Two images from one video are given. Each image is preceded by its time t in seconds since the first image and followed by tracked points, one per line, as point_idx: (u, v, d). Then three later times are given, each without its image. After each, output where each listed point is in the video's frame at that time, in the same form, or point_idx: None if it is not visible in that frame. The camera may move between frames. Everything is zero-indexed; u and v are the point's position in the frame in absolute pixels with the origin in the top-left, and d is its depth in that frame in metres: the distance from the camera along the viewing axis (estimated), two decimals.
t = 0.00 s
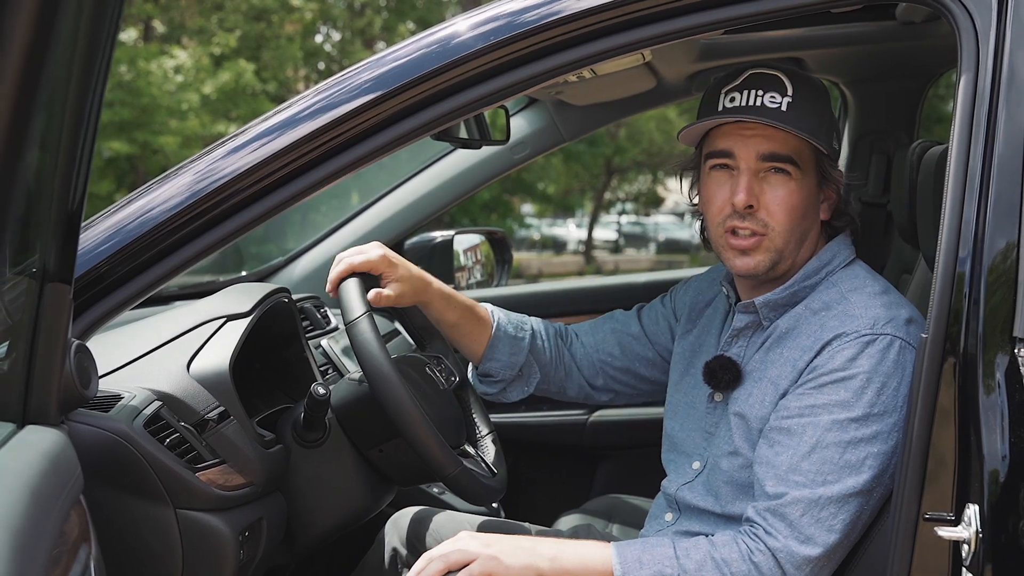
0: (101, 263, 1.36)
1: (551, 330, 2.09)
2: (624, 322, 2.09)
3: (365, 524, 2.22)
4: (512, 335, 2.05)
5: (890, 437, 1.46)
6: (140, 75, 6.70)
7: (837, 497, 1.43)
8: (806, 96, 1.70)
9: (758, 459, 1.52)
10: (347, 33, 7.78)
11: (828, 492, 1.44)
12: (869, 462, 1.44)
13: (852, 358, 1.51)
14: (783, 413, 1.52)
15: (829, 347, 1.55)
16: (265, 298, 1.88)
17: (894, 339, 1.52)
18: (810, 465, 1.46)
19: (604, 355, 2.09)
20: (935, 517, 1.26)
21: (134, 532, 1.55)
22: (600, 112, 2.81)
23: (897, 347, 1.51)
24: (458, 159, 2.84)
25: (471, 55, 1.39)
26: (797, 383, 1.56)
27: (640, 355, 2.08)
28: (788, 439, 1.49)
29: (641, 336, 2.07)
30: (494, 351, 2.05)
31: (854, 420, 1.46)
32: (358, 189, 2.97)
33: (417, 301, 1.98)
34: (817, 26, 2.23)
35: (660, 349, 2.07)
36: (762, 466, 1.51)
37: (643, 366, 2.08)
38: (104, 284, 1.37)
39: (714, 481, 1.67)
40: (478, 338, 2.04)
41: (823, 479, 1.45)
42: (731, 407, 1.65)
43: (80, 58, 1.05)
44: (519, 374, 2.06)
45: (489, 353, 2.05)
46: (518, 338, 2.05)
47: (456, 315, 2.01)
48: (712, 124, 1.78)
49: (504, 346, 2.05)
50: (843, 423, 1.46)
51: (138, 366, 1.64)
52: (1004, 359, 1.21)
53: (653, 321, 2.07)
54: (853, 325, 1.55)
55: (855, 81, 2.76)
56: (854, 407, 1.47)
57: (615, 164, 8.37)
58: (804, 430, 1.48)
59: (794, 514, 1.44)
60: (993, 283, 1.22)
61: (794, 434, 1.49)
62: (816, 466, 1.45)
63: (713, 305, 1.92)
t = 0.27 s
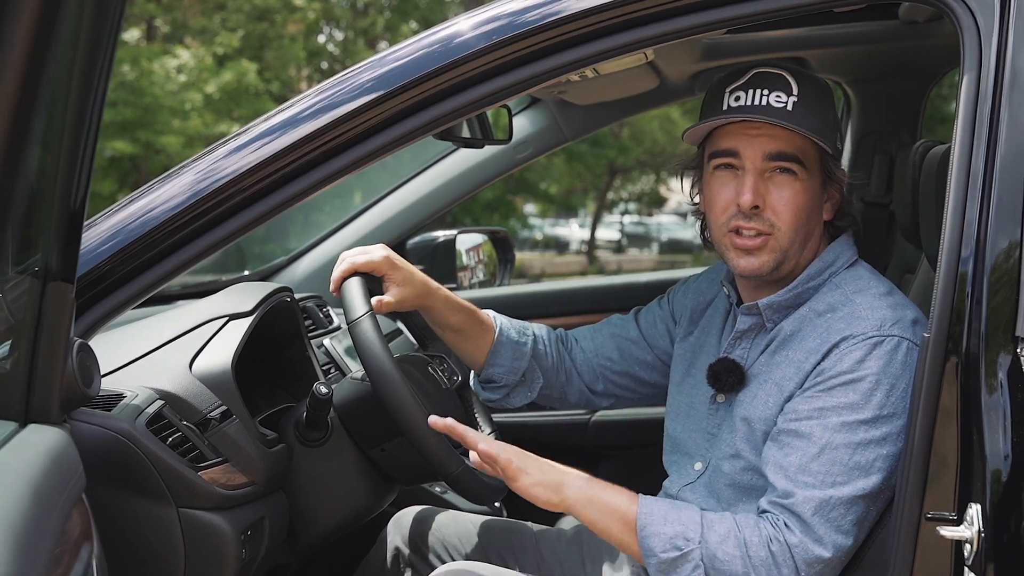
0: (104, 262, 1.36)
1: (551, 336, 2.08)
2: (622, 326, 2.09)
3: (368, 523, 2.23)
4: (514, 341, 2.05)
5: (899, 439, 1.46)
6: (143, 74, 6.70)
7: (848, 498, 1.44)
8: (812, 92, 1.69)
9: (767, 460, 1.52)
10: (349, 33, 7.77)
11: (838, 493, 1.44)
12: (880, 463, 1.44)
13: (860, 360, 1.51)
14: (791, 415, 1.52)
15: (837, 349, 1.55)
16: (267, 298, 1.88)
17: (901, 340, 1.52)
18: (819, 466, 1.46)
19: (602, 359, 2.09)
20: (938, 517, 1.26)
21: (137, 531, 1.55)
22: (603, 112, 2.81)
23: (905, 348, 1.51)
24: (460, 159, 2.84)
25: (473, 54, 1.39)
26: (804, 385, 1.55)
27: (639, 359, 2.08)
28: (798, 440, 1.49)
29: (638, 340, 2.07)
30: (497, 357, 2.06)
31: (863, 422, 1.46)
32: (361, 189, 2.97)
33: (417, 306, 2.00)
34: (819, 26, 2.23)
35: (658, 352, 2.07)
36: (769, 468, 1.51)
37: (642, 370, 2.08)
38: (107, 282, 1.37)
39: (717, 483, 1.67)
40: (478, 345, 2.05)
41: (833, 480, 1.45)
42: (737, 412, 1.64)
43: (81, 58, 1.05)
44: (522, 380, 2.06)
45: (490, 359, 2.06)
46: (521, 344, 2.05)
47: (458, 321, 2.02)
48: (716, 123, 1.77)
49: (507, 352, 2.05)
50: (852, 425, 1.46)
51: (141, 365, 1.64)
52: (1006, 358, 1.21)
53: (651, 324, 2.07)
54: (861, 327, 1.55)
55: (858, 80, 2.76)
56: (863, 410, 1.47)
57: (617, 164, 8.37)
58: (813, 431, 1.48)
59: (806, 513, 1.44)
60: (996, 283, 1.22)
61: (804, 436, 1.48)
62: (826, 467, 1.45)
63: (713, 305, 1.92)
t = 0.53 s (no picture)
0: (106, 261, 1.36)
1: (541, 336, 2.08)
2: (610, 325, 2.09)
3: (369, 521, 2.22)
4: (513, 339, 2.07)
5: (895, 452, 1.46)
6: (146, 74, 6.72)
7: (842, 513, 1.44)
8: (783, 110, 1.64)
9: (764, 474, 1.51)
10: (352, 32, 7.78)
11: (834, 509, 1.44)
12: (875, 477, 1.44)
13: (855, 374, 1.50)
14: (786, 430, 1.51)
15: (831, 362, 1.54)
16: (269, 296, 1.88)
17: (895, 351, 1.51)
18: (815, 482, 1.45)
19: (592, 359, 2.08)
20: (939, 516, 1.26)
21: (139, 529, 1.55)
22: (606, 111, 2.81)
23: (899, 359, 1.50)
24: (462, 158, 2.84)
25: (474, 54, 1.39)
26: (798, 400, 1.55)
27: (628, 358, 2.07)
28: (793, 455, 1.48)
29: (626, 339, 2.06)
30: (495, 355, 2.07)
31: (859, 436, 1.46)
32: (363, 189, 2.97)
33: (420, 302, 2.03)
34: (822, 26, 2.23)
35: (646, 352, 2.05)
36: (765, 481, 1.51)
37: (632, 369, 2.07)
38: (109, 280, 1.37)
39: (713, 493, 1.68)
40: (477, 344, 2.07)
41: (829, 495, 1.45)
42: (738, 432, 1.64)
43: (84, 56, 1.05)
44: (519, 381, 2.07)
45: (489, 356, 2.07)
46: (520, 343, 2.06)
47: (459, 317, 2.04)
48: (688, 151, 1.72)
49: (505, 350, 2.07)
50: (848, 439, 1.46)
51: (143, 364, 1.64)
52: (1007, 357, 1.21)
53: (638, 324, 2.06)
54: (854, 339, 1.54)
55: (860, 80, 2.76)
56: (859, 424, 1.46)
57: (620, 164, 8.37)
58: (808, 446, 1.47)
59: (803, 528, 1.44)
60: (998, 282, 1.22)
61: (799, 451, 1.48)
62: (822, 482, 1.45)
63: (700, 308, 1.91)
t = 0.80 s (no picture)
0: (108, 259, 1.37)
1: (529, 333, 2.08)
2: (597, 323, 2.09)
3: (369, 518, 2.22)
4: (508, 336, 2.05)
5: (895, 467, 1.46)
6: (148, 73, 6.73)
7: (841, 530, 1.45)
8: (772, 118, 1.63)
9: (763, 489, 1.52)
10: (354, 32, 7.78)
11: (834, 527, 1.45)
12: (874, 494, 1.45)
13: (855, 391, 1.49)
14: (784, 446, 1.51)
15: (829, 378, 1.52)
16: (271, 296, 1.89)
17: (894, 364, 1.49)
18: (815, 500, 1.46)
19: (581, 357, 2.09)
20: (940, 516, 1.26)
21: (140, 528, 1.56)
22: (607, 111, 2.81)
23: (898, 372, 1.49)
24: (463, 158, 2.84)
25: (475, 54, 1.39)
26: (796, 415, 1.55)
27: (614, 356, 2.07)
28: (793, 472, 1.48)
29: (613, 337, 2.07)
30: (490, 351, 2.06)
31: (858, 454, 1.45)
32: (365, 188, 2.97)
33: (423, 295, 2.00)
34: (823, 26, 2.23)
35: (632, 350, 2.06)
36: (765, 496, 1.51)
37: (618, 368, 2.07)
38: (112, 279, 1.37)
39: (711, 500, 1.69)
40: (478, 338, 2.05)
41: (828, 513, 1.46)
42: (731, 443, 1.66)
43: (85, 56, 1.05)
44: (514, 377, 2.07)
45: (485, 352, 2.06)
46: (515, 341, 2.05)
47: (460, 311, 2.02)
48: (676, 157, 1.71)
49: (500, 347, 2.05)
50: (847, 456, 1.46)
51: (144, 362, 1.64)
52: (1008, 356, 1.21)
53: (624, 322, 2.06)
54: (851, 354, 1.52)
55: (862, 80, 2.76)
56: (859, 442, 1.46)
57: (622, 164, 8.37)
58: (808, 463, 1.47)
59: (801, 548, 1.45)
60: (998, 282, 1.22)
61: (799, 468, 1.48)
62: (823, 500, 1.46)
63: (687, 308, 1.91)
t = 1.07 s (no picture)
0: (107, 259, 1.37)
1: (536, 329, 2.08)
2: (605, 320, 2.09)
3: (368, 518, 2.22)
4: (501, 333, 2.03)
5: (890, 462, 1.46)
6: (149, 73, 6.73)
7: (834, 523, 1.44)
8: (791, 99, 1.66)
9: (758, 482, 1.52)
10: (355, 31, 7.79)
11: (825, 519, 1.44)
12: (868, 489, 1.45)
13: (852, 385, 1.49)
14: (780, 439, 1.51)
15: (828, 373, 1.53)
16: (270, 296, 1.89)
17: (892, 361, 1.50)
18: (808, 492, 1.46)
19: (586, 353, 2.09)
20: (937, 516, 1.26)
21: (138, 528, 1.56)
22: (607, 111, 2.81)
23: (896, 369, 1.49)
24: (463, 158, 2.85)
25: (474, 55, 1.39)
26: (794, 409, 1.55)
27: (621, 353, 2.08)
28: (788, 464, 1.48)
29: (620, 334, 2.07)
30: (482, 349, 2.03)
31: (853, 447, 1.45)
32: (365, 188, 2.96)
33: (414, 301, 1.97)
34: (823, 26, 2.23)
35: (640, 348, 2.06)
36: (760, 489, 1.51)
37: (623, 365, 2.08)
38: (110, 279, 1.37)
39: (710, 497, 1.69)
40: (469, 337, 2.02)
41: (820, 506, 1.45)
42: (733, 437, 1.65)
43: (83, 56, 1.05)
44: (507, 373, 2.04)
45: (477, 351, 2.03)
46: (507, 338, 2.03)
47: (449, 311, 2.00)
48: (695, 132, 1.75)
49: (492, 345, 2.03)
50: (841, 450, 1.46)
51: (143, 363, 1.65)
52: (1005, 358, 1.21)
53: (632, 320, 2.06)
54: (850, 350, 1.53)
55: (861, 81, 2.76)
56: (854, 435, 1.46)
57: (622, 164, 8.37)
58: (802, 455, 1.47)
59: (792, 539, 1.44)
60: (996, 283, 1.22)
61: (794, 460, 1.48)
62: (815, 493, 1.45)
63: (697, 307, 1.91)
